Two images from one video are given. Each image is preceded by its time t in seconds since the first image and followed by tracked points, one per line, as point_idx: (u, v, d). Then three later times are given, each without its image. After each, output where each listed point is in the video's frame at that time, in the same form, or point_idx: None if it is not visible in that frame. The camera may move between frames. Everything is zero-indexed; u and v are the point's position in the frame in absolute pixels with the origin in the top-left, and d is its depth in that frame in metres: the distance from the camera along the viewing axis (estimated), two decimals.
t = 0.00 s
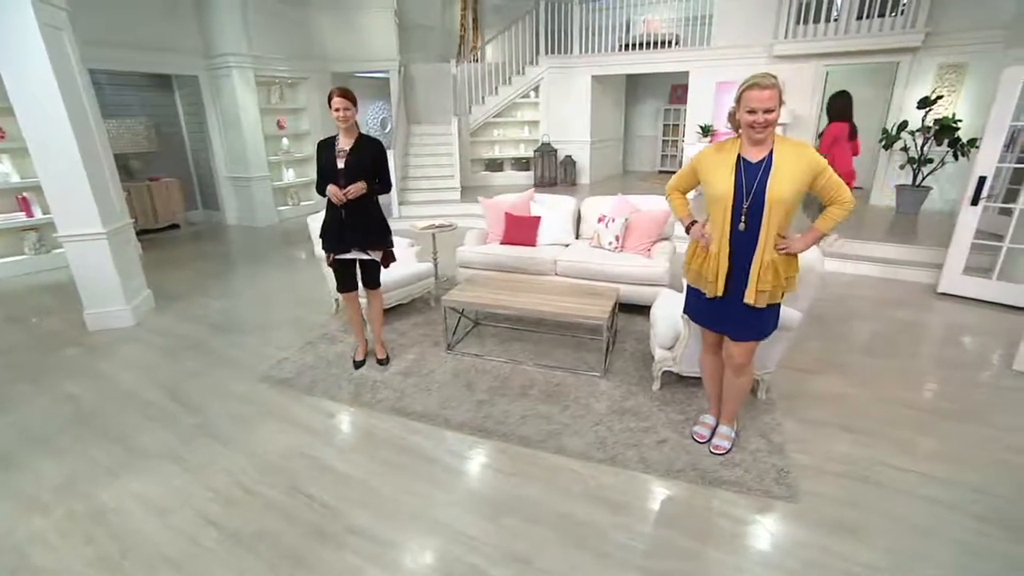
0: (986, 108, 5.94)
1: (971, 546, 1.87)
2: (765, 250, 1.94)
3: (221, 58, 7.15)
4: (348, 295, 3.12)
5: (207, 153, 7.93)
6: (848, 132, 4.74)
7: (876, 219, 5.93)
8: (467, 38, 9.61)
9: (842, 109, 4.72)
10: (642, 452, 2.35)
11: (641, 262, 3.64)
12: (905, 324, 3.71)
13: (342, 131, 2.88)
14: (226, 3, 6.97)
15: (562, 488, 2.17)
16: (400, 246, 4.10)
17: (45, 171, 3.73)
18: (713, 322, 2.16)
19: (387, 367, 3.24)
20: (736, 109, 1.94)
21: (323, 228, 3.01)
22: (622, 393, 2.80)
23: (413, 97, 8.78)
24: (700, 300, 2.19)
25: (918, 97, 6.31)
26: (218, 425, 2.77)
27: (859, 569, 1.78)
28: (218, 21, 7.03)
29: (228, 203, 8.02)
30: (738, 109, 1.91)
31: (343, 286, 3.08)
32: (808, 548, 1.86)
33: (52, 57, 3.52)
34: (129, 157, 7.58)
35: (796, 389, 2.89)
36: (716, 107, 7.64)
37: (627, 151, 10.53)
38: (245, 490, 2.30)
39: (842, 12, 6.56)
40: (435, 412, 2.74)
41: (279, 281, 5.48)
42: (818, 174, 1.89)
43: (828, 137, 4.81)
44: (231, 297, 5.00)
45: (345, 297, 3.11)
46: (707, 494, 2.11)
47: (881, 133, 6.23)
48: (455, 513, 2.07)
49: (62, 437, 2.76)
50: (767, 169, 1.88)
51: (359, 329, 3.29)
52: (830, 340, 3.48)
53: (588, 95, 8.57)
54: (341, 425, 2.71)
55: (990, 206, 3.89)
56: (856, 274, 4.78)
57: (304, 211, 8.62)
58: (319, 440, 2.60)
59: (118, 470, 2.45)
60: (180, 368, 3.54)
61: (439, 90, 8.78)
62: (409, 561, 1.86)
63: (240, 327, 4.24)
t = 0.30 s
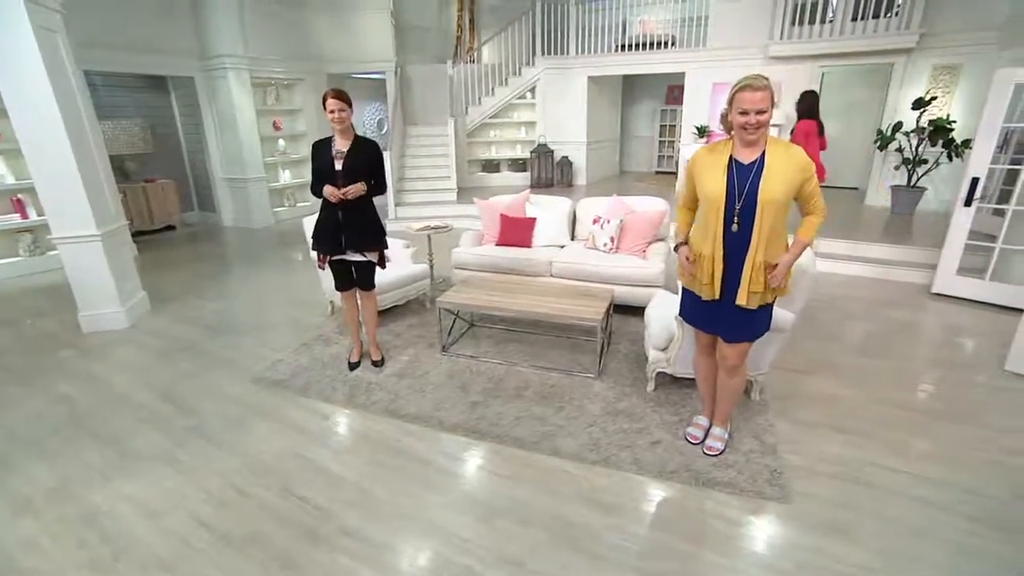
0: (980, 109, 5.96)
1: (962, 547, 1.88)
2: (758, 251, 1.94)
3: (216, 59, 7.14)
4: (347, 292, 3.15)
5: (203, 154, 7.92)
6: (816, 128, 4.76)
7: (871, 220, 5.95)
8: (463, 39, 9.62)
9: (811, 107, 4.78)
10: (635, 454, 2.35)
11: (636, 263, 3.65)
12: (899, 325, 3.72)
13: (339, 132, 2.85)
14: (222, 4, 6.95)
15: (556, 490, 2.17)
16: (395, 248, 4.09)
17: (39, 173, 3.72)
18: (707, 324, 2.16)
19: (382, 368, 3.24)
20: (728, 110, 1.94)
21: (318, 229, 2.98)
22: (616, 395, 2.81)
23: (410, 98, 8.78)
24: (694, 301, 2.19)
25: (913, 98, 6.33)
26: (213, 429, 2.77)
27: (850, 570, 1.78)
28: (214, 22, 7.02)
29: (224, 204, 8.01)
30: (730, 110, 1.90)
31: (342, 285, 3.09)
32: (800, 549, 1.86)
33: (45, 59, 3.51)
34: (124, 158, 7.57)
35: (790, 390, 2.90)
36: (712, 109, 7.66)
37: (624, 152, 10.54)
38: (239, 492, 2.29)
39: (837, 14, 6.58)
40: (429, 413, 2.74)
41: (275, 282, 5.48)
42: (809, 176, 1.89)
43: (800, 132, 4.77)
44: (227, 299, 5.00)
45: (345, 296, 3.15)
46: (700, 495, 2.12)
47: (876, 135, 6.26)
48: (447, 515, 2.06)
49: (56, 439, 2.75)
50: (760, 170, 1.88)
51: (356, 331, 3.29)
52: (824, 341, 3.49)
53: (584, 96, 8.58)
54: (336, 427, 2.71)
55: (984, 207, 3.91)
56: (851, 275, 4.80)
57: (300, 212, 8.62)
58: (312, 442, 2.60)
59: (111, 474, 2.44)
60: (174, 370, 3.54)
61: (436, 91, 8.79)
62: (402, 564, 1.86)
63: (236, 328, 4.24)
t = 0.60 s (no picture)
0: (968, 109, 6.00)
1: (944, 546, 1.89)
2: (742, 252, 1.95)
3: (207, 59, 7.09)
4: (337, 298, 3.11)
5: (194, 154, 7.87)
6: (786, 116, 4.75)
7: (861, 220, 5.98)
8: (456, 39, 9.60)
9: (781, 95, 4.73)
10: (622, 454, 2.35)
11: (626, 264, 3.65)
12: (886, 325, 3.74)
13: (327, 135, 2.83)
14: (212, 4, 6.91)
15: (542, 491, 2.17)
16: (386, 249, 4.09)
17: (23, 174, 3.68)
18: (693, 325, 2.16)
19: (370, 370, 3.23)
20: (712, 112, 1.94)
21: (308, 232, 2.95)
22: (605, 395, 2.81)
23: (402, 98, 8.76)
24: (680, 302, 2.19)
25: (902, 99, 6.37)
26: (199, 432, 2.76)
27: (831, 569, 1.79)
28: (204, 22, 6.97)
29: (215, 205, 7.96)
30: (713, 112, 1.91)
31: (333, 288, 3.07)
32: (782, 548, 1.87)
33: (29, 60, 3.47)
34: (114, 159, 7.51)
35: (778, 390, 2.91)
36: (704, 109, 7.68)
37: (617, 152, 10.55)
38: (223, 495, 2.28)
39: (827, 14, 6.61)
40: (417, 415, 2.73)
41: (266, 284, 5.45)
42: (793, 176, 1.90)
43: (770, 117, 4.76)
44: (217, 300, 4.97)
45: (333, 300, 3.10)
46: (685, 495, 2.12)
47: (866, 135, 6.31)
48: (431, 518, 2.06)
49: (39, 442, 2.73)
50: (743, 171, 1.89)
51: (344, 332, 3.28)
52: (813, 340, 3.51)
53: (577, 96, 8.58)
54: (323, 429, 2.70)
55: (970, 207, 3.93)
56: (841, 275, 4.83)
57: (292, 213, 8.58)
58: (299, 445, 2.59)
59: (94, 479, 2.42)
60: (161, 372, 3.51)
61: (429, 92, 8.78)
62: (384, 566, 1.86)
63: (225, 330, 4.22)
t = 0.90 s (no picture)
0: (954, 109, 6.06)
1: (923, 543, 1.91)
2: (718, 253, 1.95)
3: (196, 59, 7.04)
4: (319, 301, 3.07)
5: (182, 155, 7.82)
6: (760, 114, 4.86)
7: (849, 219, 6.01)
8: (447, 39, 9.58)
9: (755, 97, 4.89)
10: (606, 455, 2.35)
11: (613, 264, 3.66)
12: (871, 324, 3.77)
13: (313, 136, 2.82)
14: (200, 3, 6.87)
15: (526, 492, 2.17)
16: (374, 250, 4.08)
17: (4, 175, 3.65)
18: (673, 325, 2.17)
19: (357, 371, 3.22)
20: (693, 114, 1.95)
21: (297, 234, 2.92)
22: (590, 396, 2.81)
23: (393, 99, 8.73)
24: (660, 303, 2.20)
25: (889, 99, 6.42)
26: (183, 435, 2.74)
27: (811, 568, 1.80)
28: (192, 22, 6.93)
29: (205, 206, 7.91)
30: (693, 114, 1.92)
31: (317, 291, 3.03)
32: (762, 548, 1.88)
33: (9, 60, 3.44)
34: (102, 159, 7.45)
35: (763, 389, 2.92)
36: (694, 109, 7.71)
37: (608, 152, 10.57)
38: (206, 498, 2.27)
39: (815, 15, 6.64)
40: (402, 416, 2.72)
41: (254, 285, 5.42)
42: (771, 178, 1.90)
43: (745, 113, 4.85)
44: (205, 302, 4.94)
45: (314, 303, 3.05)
46: (668, 496, 2.13)
47: (854, 134, 6.35)
48: (415, 519, 2.06)
49: (21, 446, 2.71)
50: (719, 172, 1.89)
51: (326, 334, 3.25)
52: (800, 340, 3.53)
53: (568, 96, 8.58)
54: (308, 431, 2.69)
55: (955, 206, 3.96)
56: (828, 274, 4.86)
57: (282, 213, 8.54)
58: (284, 446, 2.58)
59: (76, 483, 2.40)
60: (147, 375, 3.49)
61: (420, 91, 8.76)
62: (367, 568, 1.85)
63: (212, 331, 4.19)
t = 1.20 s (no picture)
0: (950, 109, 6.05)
1: (909, 544, 1.90)
2: (703, 254, 1.95)
3: (193, 59, 7.03)
4: (308, 304, 3.05)
5: (179, 155, 7.82)
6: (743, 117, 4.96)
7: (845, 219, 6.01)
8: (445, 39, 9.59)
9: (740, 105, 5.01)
10: (594, 455, 2.36)
11: (605, 264, 3.66)
12: (864, 324, 3.76)
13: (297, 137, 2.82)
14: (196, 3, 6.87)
15: (513, 493, 2.17)
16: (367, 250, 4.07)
17: None
18: (659, 326, 2.16)
19: (348, 371, 3.22)
20: (677, 116, 1.94)
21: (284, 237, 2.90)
22: (580, 396, 2.81)
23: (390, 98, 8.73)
24: (646, 304, 2.20)
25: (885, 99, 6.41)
26: (173, 436, 2.74)
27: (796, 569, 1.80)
28: (188, 22, 6.93)
29: (202, 206, 7.92)
30: (677, 115, 1.92)
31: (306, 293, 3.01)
32: (748, 549, 1.88)
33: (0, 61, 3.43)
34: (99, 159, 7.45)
35: (753, 390, 2.92)
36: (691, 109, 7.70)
37: (606, 151, 10.57)
38: (195, 498, 2.27)
39: (812, 14, 6.63)
40: (392, 417, 2.72)
41: (249, 285, 5.42)
42: (755, 179, 1.90)
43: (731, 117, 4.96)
44: (199, 302, 4.94)
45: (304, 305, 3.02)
46: (654, 497, 2.12)
47: (850, 134, 6.34)
48: (401, 520, 2.06)
49: (11, 447, 2.71)
50: (703, 174, 1.89)
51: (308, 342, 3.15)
52: (792, 340, 3.52)
53: (565, 96, 8.58)
54: (297, 431, 2.69)
55: (950, 206, 3.95)
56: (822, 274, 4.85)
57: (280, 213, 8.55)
58: (273, 447, 2.58)
59: (64, 485, 2.40)
60: (139, 375, 3.49)
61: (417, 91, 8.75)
62: (352, 569, 1.85)
63: (206, 332, 4.19)
